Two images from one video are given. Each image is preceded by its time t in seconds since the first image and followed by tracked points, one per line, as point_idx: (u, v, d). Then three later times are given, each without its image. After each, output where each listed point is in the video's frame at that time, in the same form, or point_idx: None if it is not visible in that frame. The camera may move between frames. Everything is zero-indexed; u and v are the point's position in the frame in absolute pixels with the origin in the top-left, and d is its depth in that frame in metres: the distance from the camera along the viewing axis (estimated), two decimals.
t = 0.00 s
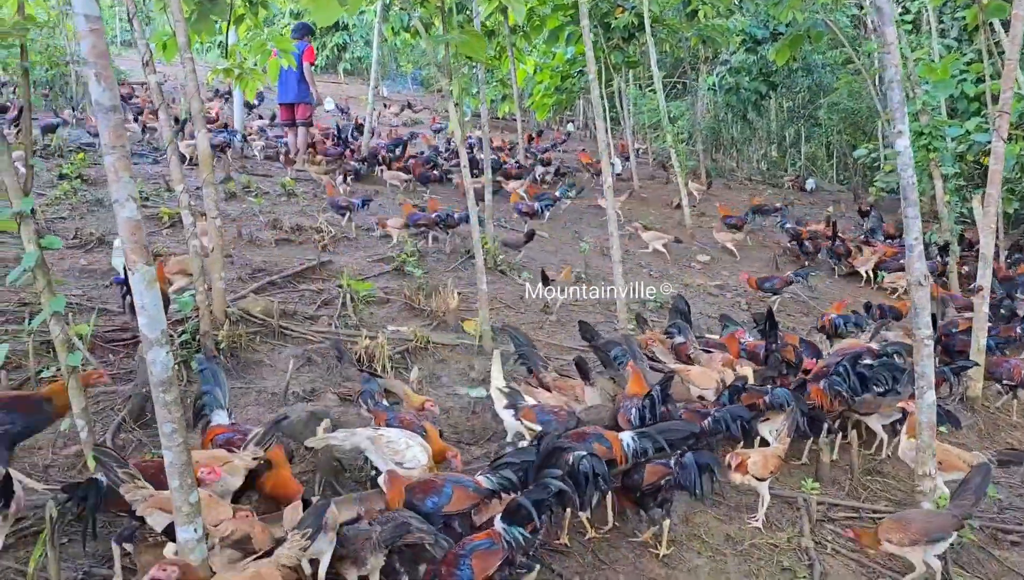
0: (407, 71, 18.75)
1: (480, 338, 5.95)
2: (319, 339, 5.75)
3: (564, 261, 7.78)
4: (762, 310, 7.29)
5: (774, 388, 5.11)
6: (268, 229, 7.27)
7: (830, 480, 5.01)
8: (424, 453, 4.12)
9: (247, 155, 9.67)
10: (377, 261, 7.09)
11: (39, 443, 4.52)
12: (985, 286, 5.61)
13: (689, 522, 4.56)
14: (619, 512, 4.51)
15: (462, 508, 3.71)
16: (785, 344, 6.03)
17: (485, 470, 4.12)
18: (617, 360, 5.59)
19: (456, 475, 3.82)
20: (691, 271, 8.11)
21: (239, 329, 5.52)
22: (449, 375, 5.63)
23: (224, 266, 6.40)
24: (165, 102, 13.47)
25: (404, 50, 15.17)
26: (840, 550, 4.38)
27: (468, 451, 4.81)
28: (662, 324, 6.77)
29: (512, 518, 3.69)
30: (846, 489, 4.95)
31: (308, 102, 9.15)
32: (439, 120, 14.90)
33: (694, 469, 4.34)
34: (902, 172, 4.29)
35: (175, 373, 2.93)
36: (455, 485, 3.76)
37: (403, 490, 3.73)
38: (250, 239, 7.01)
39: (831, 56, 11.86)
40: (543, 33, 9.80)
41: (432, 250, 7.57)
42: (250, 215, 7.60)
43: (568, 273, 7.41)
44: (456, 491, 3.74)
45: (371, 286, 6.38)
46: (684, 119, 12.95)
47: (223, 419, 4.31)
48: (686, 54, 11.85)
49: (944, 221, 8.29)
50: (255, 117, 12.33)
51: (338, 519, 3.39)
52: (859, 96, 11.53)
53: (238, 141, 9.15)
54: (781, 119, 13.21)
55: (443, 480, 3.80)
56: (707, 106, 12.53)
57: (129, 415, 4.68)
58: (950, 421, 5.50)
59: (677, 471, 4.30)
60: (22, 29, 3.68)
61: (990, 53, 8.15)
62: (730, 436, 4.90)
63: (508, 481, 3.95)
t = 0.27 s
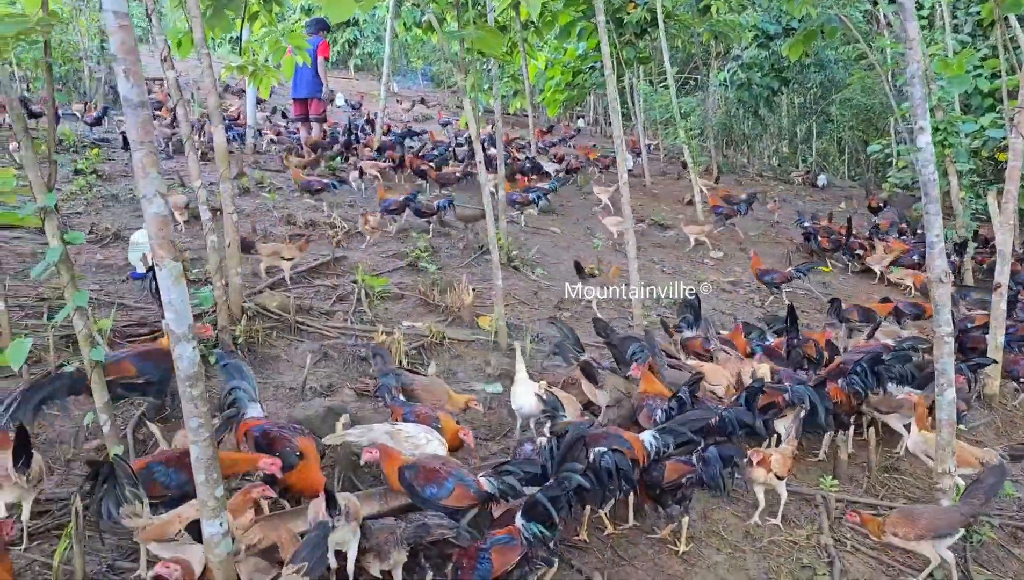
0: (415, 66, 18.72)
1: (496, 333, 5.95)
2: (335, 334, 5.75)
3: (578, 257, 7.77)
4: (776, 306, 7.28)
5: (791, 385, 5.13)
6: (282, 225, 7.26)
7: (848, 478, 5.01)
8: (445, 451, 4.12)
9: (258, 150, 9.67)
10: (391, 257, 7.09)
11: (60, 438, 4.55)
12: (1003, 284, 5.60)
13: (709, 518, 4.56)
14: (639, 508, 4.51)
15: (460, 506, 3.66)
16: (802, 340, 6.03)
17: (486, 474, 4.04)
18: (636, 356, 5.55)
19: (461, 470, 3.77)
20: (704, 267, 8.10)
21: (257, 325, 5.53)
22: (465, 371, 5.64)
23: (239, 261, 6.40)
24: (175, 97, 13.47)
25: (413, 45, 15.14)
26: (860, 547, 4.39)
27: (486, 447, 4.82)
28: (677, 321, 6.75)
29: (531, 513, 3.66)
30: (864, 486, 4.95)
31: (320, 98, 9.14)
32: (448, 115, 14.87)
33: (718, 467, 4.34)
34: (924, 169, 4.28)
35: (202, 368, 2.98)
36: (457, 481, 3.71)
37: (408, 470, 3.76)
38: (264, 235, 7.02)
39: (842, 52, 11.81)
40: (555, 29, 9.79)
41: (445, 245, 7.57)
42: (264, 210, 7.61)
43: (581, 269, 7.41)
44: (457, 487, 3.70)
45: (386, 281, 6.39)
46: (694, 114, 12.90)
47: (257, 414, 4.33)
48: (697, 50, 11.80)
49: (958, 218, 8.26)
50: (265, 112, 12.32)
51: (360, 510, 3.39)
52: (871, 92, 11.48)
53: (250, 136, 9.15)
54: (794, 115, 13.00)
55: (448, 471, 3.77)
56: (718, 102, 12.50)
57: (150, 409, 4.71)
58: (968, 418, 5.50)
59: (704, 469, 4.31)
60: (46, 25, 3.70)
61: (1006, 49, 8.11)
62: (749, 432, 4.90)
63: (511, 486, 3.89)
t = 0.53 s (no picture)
0: (433, 60, 18.71)
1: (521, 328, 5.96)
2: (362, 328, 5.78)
3: (600, 252, 7.77)
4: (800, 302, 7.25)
5: (819, 379, 5.13)
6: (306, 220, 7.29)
7: (877, 474, 5.00)
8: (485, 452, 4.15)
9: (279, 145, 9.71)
10: (416, 251, 7.11)
11: (94, 430, 4.60)
12: None
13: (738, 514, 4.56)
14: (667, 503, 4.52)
15: (478, 494, 3.73)
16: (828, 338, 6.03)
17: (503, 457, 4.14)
18: (661, 350, 5.62)
19: (480, 459, 3.83)
20: (727, 263, 8.07)
21: (284, 319, 5.57)
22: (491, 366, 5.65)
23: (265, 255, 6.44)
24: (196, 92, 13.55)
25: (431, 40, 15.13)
26: (891, 544, 4.37)
27: (515, 441, 4.84)
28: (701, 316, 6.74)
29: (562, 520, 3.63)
30: (893, 483, 4.93)
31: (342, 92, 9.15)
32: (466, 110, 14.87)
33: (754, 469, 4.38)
34: (958, 164, 4.24)
35: (240, 362, 2.99)
36: (477, 470, 3.77)
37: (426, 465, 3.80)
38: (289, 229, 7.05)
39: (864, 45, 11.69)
40: (576, 23, 9.76)
41: (468, 240, 7.57)
42: (288, 205, 7.64)
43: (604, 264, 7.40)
44: (478, 476, 3.76)
45: (411, 276, 6.40)
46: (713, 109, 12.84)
47: (286, 407, 4.37)
48: (718, 44, 11.72)
49: (985, 213, 8.18)
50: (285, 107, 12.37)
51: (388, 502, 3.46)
52: (894, 86, 11.37)
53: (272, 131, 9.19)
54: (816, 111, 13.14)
55: (468, 462, 3.82)
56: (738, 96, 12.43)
57: (180, 402, 4.74)
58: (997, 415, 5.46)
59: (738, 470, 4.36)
60: (83, 21, 3.72)
61: None
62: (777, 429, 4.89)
63: (525, 467, 4.00)
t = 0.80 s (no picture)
0: (454, 56, 18.73)
1: (545, 326, 5.96)
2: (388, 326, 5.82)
3: (624, 249, 7.75)
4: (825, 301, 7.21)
5: (849, 377, 5.12)
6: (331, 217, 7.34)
7: (906, 473, 4.96)
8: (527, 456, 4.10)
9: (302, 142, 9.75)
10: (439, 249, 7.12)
11: (125, 425, 4.64)
12: None
13: (767, 513, 4.55)
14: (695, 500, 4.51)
15: (520, 492, 3.71)
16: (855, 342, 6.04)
17: (543, 454, 4.13)
18: (689, 348, 5.67)
19: (516, 457, 3.81)
20: (751, 261, 8.04)
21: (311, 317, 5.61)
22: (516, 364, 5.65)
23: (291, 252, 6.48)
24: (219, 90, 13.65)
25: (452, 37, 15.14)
26: (922, 543, 4.34)
27: (542, 437, 4.85)
28: (726, 314, 6.72)
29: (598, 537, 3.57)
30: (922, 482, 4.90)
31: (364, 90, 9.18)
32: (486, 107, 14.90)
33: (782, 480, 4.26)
34: (992, 161, 4.18)
35: (275, 357, 3.01)
36: (514, 468, 3.76)
37: (463, 474, 3.78)
38: (315, 228, 7.10)
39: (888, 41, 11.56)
40: (598, 20, 9.73)
41: (492, 236, 7.58)
42: (313, 202, 7.68)
43: (628, 262, 7.37)
44: (515, 474, 3.75)
45: (436, 273, 6.41)
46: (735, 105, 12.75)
47: (315, 403, 4.42)
48: (740, 40, 11.63)
49: (1014, 210, 8.07)
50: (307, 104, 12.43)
51: (412, 494, 3.58)
52: (919, 82, 11.24)
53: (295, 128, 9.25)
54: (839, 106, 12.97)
55: (503, 462, 3.80)
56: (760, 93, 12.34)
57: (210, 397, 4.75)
58: None
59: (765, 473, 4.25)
60: (119, 19, 3.75)
61: None
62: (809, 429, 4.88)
63: (564, 468, 3.97)
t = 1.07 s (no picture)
0: (472, 55, 18.74)
1: (567, 325, 5.96)
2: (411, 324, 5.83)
3: (645, 247, 7.73)
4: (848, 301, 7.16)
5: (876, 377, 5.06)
6: (352, 215, 7.37)
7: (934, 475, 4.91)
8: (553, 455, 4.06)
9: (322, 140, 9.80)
10: (459, 247, 7.13)
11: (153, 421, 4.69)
12: None
13: (792, 514, 4.52)
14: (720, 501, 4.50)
15: (545, 491, 3.68)
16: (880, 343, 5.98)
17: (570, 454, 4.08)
18: (713, 346, 5.64)
19: (542, 456, 3.78)
20: (773, 260, 7.99)
21: (334, 314, 5.63)
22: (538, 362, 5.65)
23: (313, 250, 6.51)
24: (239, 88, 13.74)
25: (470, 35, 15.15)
26: (950, 546, 4.30)
27: (565, 436, 4.84)
28: (748, 314, 6.68)
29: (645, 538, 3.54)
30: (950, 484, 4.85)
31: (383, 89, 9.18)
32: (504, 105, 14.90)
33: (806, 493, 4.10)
34: None
35: (305, 354, 3.01)
36: (540, 467, 3.72)
37: (489, 472, 3.77)
38: (336, 226, 7.13)
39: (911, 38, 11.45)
40: (618, 18, 9.70)
41: (512, 235, 7.59)
42: (334, 201, 7.72)
43: (649, 261, 7.35)
44: (541, 473, 3.72)
45: (458, 271, 6.42)
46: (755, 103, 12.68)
47: (341, 400, 4.44)
48: (761, 37, 11.55)
49: None
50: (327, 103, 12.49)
51: (450, 499, 3.53)
52: (943, 79, 11.12)
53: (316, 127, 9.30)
54: (861, 105, 13.00)
55: (529, 460, 3.77)
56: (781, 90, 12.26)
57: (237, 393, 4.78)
58: None
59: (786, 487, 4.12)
60: (149, 20, 3.78)
61: None
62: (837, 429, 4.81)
63: (589, 470, 3.91)
